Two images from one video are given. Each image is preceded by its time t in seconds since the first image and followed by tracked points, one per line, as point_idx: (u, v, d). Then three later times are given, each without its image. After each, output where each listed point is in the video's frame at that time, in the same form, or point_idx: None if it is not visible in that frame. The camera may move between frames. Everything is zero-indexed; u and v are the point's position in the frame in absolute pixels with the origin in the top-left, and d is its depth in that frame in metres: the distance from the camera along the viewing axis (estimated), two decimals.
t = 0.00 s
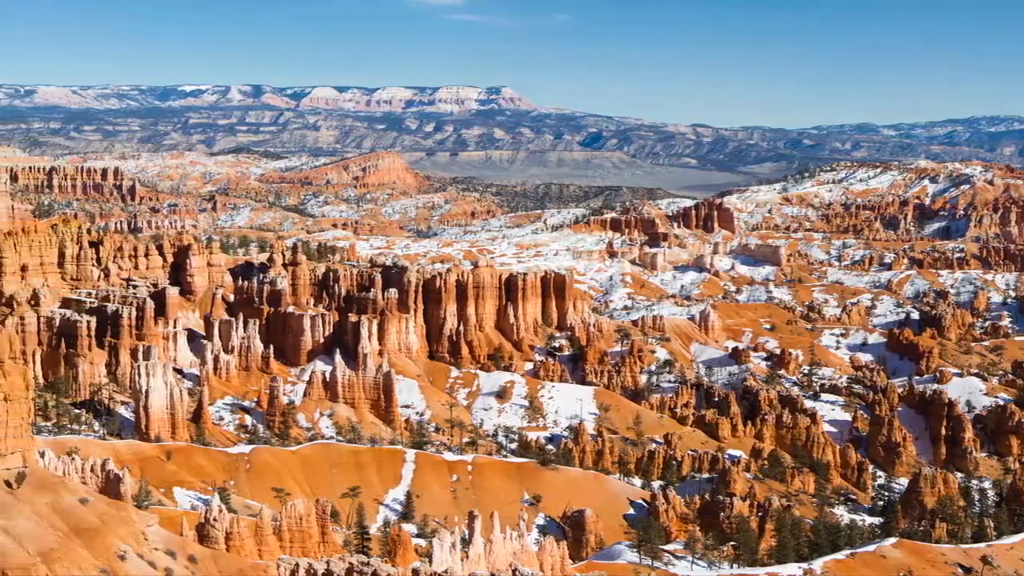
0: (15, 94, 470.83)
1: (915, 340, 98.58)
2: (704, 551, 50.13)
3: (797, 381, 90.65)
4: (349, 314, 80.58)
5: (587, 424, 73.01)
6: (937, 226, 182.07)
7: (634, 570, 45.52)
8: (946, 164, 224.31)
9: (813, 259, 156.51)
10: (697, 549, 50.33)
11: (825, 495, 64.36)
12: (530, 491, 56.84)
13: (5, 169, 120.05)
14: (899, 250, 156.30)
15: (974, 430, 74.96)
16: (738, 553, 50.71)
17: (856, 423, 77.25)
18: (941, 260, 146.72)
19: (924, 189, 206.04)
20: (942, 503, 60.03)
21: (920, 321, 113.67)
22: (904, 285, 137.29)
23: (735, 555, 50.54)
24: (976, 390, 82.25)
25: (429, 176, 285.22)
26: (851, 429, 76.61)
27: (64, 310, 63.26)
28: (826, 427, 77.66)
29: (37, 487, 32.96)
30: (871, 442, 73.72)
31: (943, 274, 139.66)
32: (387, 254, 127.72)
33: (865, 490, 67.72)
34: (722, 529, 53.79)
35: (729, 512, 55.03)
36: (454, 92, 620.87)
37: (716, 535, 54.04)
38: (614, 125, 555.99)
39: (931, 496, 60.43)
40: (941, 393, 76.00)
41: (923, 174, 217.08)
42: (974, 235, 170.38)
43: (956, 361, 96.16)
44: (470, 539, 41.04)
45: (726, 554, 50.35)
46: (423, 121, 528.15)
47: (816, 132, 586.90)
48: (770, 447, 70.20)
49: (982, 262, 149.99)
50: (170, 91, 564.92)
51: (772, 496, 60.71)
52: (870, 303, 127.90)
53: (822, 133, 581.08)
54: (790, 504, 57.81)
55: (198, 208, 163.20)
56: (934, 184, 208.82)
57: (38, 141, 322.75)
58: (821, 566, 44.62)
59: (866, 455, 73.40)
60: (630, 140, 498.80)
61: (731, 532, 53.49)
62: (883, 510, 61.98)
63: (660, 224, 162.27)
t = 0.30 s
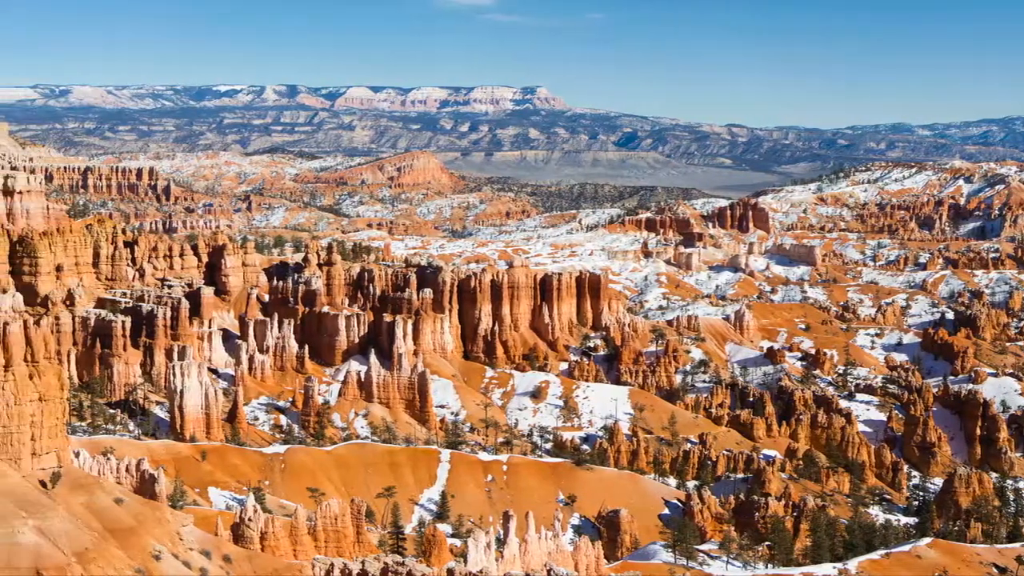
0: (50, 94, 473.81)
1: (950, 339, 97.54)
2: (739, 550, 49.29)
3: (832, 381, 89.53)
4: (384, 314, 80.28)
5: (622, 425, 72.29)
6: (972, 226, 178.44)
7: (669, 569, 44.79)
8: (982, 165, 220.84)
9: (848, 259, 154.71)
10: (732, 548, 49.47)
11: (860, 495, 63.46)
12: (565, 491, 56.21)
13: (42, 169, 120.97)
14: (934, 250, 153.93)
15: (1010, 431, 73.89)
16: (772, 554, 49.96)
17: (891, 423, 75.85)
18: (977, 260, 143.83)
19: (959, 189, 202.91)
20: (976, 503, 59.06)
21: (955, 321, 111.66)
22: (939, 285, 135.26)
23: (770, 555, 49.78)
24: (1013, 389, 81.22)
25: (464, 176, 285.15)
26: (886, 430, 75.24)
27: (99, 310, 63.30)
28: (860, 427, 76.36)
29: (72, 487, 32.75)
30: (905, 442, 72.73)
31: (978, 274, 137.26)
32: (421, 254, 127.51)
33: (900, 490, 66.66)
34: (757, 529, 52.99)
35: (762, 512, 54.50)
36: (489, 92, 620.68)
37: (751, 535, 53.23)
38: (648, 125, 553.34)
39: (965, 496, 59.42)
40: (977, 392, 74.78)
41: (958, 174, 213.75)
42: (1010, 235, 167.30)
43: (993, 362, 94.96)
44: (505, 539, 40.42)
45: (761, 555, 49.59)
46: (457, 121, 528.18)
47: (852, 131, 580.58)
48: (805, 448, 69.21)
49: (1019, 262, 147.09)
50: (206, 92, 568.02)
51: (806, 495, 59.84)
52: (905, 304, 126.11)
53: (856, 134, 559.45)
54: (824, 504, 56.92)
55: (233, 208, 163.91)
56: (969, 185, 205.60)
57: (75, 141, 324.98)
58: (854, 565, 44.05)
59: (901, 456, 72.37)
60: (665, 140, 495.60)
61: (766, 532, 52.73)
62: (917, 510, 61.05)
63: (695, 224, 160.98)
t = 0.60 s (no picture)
0: (86, 94, 477.66)
1: (986, 339, 96.20)
2: (774, 551, 48.58)
3: (867, 381, 88.23)
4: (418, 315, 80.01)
5: (657, 425, 71.59)
6: (1010, 225, 174.04)
7: (703, 570, 44.25)
8: (1020, 164, 217.34)
9: (883, 259, 152.73)
10: (767, 549, 48.74)
11: (895, 495, 62.65)
12: (600, 491, 55.65)
13: (78, 169, 121.85)
14: (970, 250, 151.50)
15: None
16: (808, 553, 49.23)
17: (925, 424, 74.92)
18: (1012, 260, 140.17)
19: (996, 189, 199.40)
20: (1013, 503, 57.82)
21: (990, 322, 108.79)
22: (974, 285, 133.10)
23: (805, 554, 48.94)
24: None
25: (499, 176, 284.84)
26: (921, 430, 74.37)
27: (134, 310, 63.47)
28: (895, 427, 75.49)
29: (108, 487, 32.49)
30: (940, 442, 71.31)
31: (1015, 275, 134.87)
32: (455, 254, 127.31)
33: (935, 490, 65.75)
34: (792, 529, 52.21)
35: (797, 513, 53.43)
36: (524, 92, 620.18)
37: (785, 535, 52.50)
38: (683, 124, 550.47)
39: (1001, 497, 58.20)
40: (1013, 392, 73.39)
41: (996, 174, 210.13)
42: None
43: None
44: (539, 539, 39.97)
45: (795, 554, 48.82)
46: (492, 121, 527.97)
47: (888, 130, 573.59)
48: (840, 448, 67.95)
49: None
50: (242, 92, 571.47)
51: (841, 495, 59.04)
52: (939, 304, 124.09)
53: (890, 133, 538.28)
54: (858, 504, 56.11)
55: (268, 208, 164.58)
56: (1006, 184, 202.11)
57: (112, 141, 327.57)
58: (889, 565, 43.74)
59: (936, 456, 70.93)
60: (700, 140, 491.96)
61: (801, 532, 52.03)
62: (953, 510, 60.20)
63: (730, 224, 159.53)
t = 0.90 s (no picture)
0: (121, 94, 480.59)
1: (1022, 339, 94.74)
2: (809, 551, 47.97)
3: (902, 381, 86.67)
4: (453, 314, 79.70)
5: (692, 425, 70.86)
6: None
7: (738, 569, 43.59)
8: None
9: (918, 259, 150.63)
10: (801, 549, 48.12)
11: (929, 494, 61.80)
12: (635, 491, 55.06)
13: (114, 169, 122.52)
14: (1006, 250, 149.15)
15: None
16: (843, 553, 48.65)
17: (960, 423, 73.96)
18: None
19: None
20: None
21: None
22: (1011, 285, 130.98)
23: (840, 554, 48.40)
24: None
25: (533, 176, 284.11)
26: (956, 429, 73.49)
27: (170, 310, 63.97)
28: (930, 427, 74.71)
29: (142, 487, 32.43)
30: (976, 442, 70.45)
31: None
32: (490, 254, 126.98)
33: (970, 490, 64.92)
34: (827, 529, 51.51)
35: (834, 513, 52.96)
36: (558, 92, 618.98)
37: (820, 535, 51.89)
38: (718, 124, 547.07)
39: None
40: None
41: None
42: None
43: None
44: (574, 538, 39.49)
45: (830, 554, 48.20)
46: (527, 121, 527.18)
47: (924, 130, 564.14)
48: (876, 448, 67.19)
49: None
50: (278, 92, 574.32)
51: (876, 495, 58.34)
52: (974, 303, 122.29)
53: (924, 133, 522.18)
54: (893, 504, 55.31)
55: (304, 209, 165.01)
56: None
57: (147, 141, 329.47)
58: (924, 566, 43.45)
59: (970, 455, 70.12)
60: (735, 140, 486.76)
61: (836, 533, 51.40)
62: (989, 510, 59.17)
63: (766, 224, 157.87)
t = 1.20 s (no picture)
0: (156, 94, 484.39)
1: None
2: (844, 551, 47.29)
3: (937, 381, 85.44)
4: (488, 314, 79.38)
5: (727, 425, 70.16)
6: None
7: (773, 569, 42.91)
8: None
9: (953, 260, 148.41)
10: (837, 549, 47.45)
11: (965, 495, 60.84)
12: (670, 491, 54.47)
13: (149, 169, 123.38)
14: None
15: None
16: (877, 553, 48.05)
17: (996, 423, 72.90)
18: None
19: None
20: None
21: None
22: None
23: (874, 554, 47.88)
24: None
25: (569, 176, 283.40)
26: (991, 429, 72.39)
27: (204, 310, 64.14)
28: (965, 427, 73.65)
29: (176, 487, 32.22)
30: (1011, 441, 69.53)
31: None
32: (525, 254, 126.67)
33: (1006, 491, 63.98)
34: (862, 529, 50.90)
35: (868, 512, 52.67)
36: (594, 92, 617.19)
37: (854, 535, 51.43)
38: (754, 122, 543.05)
39: None
40: None
41: None
42: None
43: None
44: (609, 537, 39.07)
45: (865, 555, 47.62)
46: (562, 120, 526.17)
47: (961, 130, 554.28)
48: (910, 448, 66.38)
49: None
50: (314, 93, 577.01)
51: (911, 495, 57.56)
52: (1012, 304, 120.45)
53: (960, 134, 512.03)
54: (929, 505, 54.50)
55: (339, 209, 165.56)
56: None
57: (182, 141, 331.83)
58: (959, 565, 43.17)
59: (1005, 455, 69.25)
60: (770, 141, 481.43)
61: (871, 532, 50.81)
62: None
63: (800, 224, 156.26)
